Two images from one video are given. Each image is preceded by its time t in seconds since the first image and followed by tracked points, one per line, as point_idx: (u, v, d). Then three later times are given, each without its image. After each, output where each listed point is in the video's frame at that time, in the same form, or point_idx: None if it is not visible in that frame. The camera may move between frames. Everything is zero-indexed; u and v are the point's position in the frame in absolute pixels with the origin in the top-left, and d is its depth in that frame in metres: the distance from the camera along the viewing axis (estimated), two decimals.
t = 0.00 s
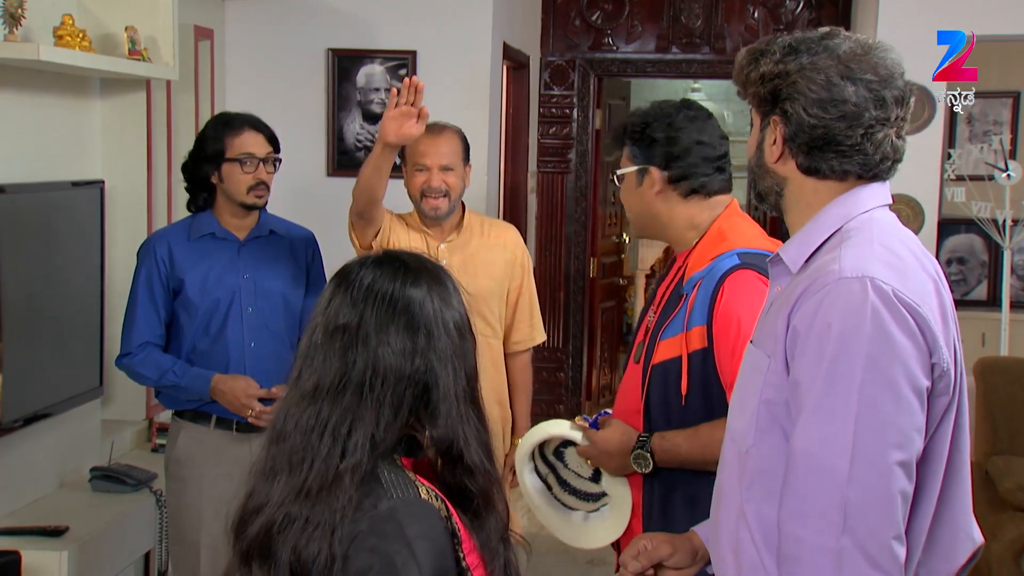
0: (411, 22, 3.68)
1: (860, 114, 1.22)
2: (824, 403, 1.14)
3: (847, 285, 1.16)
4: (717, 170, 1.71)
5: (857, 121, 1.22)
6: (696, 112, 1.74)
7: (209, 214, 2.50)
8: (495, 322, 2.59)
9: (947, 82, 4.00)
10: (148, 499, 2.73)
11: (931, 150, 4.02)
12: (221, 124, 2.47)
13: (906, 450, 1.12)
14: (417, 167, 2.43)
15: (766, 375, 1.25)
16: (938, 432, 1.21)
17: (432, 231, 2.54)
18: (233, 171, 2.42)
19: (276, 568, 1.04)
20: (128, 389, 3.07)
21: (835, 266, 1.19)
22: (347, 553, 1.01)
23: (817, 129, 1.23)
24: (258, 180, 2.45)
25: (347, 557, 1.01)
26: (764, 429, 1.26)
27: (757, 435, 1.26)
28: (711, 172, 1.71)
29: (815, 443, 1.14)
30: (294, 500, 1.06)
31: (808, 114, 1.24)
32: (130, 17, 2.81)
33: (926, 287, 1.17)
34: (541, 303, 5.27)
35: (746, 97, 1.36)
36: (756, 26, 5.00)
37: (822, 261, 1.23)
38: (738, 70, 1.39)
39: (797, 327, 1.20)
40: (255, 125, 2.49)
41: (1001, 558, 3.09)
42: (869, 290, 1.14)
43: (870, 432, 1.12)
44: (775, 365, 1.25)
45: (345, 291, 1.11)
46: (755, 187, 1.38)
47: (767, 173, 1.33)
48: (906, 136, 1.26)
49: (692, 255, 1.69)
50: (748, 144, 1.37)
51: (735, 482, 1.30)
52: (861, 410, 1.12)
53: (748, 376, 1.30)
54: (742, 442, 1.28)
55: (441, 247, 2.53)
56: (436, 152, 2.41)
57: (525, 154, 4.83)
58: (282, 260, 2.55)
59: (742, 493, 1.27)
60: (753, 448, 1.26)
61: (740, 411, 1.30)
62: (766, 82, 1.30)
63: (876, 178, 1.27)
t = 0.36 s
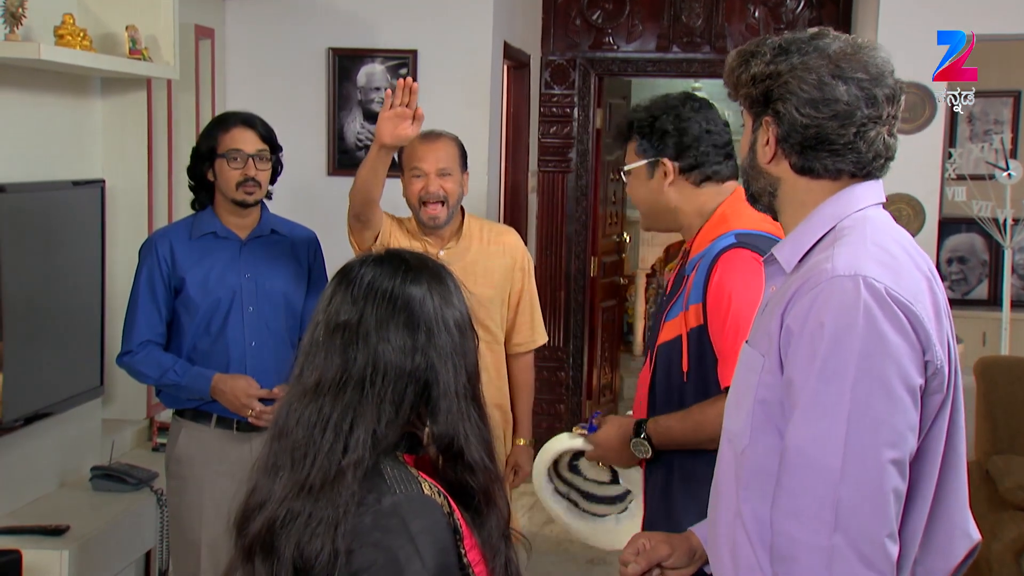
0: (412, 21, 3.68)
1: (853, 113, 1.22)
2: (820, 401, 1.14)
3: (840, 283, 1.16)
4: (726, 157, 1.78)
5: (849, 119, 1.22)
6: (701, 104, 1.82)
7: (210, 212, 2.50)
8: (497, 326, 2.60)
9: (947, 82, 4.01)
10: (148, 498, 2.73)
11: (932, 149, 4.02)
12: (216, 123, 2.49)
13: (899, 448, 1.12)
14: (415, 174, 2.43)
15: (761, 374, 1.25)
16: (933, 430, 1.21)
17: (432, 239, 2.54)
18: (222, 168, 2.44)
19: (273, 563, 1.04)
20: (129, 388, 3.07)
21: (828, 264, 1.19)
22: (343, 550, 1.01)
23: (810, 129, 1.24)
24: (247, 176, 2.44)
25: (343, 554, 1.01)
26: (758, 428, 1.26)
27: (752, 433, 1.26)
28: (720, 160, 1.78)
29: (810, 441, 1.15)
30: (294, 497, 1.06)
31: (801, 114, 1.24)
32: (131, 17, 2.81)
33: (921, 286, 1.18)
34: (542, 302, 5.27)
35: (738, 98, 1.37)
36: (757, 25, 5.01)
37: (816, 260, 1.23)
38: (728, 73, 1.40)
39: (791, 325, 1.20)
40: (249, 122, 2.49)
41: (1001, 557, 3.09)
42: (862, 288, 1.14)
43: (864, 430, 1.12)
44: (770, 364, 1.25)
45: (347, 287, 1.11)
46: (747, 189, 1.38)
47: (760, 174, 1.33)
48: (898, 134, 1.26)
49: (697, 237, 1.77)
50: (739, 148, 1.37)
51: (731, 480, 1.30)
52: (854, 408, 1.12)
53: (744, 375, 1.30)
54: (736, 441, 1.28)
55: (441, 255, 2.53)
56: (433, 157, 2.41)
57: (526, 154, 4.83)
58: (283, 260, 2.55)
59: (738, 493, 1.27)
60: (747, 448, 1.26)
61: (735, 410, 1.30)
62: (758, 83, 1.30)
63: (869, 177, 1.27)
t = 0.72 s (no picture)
0: (413, 20, 3.68)
1: (849, 111, 1.22)
2: (819, 398, 1.14)
3: (838, 281, 1.16)
4: (698, 158, 1.79)
5: (846, 117, 1.22)
6: (675, 104, 1.81)
7: (212, 210, 2.50)
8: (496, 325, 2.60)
9: (947, 82, 4.00)
10: (149, 496, 2.73)
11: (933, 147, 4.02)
12: (218, 121, 2.49)
13: (897, 445, 1.12)
14: (420, 175, 2.42)
15: (760, 373, 1.25)
16: (932, 427, 1.21)
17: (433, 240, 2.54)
18: (228, 165, 2.43)
19: (275, 560, 1.04)
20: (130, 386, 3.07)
21: (827, 262, 1.19)
22: (345, 547, 1.01)
23: (807, 128, 1.23)
24: (253, 172, 2.44)
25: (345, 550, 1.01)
26: (757, 427, 1.26)
27: (751, 431, 1.26)
28: (691, 161, 1.79)
29: (809, 438, 1.14)
30: (295, 494, 1.06)
31: (797, 112, 1.24)
32: (132, 15, 2.81)
33: (919, 283, 1.18)
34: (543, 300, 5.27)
35: (734, 98, 1.37)
36: (758, 23, 5.01)
37: (815, 257, 1.23)
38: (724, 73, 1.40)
39: (790, 323, 1.20)
40: (251, 119, 2.49)
41: (1002, 555, 3.09)
42: (860, 286, 1.14)
43: (862, 427, 1.12)
44: (769, 362, 1.25)
45: (346, 284, 1.11)
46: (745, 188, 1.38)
47: (757, 173, 1.33)
48: (894, 132, 1.26)
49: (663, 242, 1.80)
50: (738, 148, 1.37)
51: (731, 479, 1.30)
52: (854, 405, 1.12)
53: (743, 374, 1.30)
54: (736, 440, 1.28)
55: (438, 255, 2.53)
56: (437, 157, 2.43)
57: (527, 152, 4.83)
58: (285, 258, 2.55)
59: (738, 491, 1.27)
60: (746, 446, 1.26)
61: (734, 409, 1.30)
62: (755, 82, 1.30)
63: (867, 175, 1.27)
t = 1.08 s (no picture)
0: (414, 18, 3.68)
1: (854, 109, 1.22)
2: (827, 398, 1.14)
3: (844, 280, 1.15)
4: (682, 158, 1.86)
5: (850, 115, 1.22)
6: (662, 104, 1.88)
7: (213, 207, 2.49)
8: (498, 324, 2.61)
9: (947, 82, 4.00)
10: (151, 494, 2.73)
11: (934, 145, 4.02)
12: (222, 118, 2.48)
13: (903, 444, 1.12)
14: (422, 178, 2.42)
15: (765, 373, 1.25)
16: (937, 425, 1.21)
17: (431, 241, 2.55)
18: (238, 162, 2.42)
19: (286, 561, 1.04)
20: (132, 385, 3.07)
21: (831, 261, 1.19)
22: (357, 548, 1.02)
23: (812, 126, 1.23)
24: (264, 168, 2.44)
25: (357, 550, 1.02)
26: (762, 426, 1.26)
27: (756, 430, 1.26)
28: (675, 161, 1.86)
29: (815, 438, 1.14)
30: (307, 497, 1.06)
31: (802, 111, 1.24)
32: (132, 13, 2.81)
33: (924, 282, 1.17)
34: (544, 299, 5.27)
35: (737, 97, 1.36)
36: (759, 21, 5.00)
37: (819, 256, 1.23)
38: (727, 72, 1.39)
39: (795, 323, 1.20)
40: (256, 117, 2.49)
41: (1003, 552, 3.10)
42: (866, 285, 1.14)
43: (869, 426, 1.12)
44: (774, 361, 1.25)
45: (352, 285, 1.11)
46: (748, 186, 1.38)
47: (761, 171, 1.33)
48: (898, 130, 1.26)
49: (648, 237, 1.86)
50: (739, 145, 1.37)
51: (735, 478, 1.30)
52: (860, 405, 1.12)
53: (746, 374, 1.30)
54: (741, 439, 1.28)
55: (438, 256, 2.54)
56: (438, 158, 2.43)
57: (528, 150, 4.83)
58: (286, 257, 2.55)
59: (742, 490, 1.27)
60: (751, 446, 1.26)
61: (739, 408, 1.30)
62: (758, 80, 1.30)
63: (871, 172, 1.27)
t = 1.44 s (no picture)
0: (415, 15, 3.67)
1: (858, 106, 1.22)
2: (832, 395, 1.14)
3: (849, 278, 1.15)
4: (680, 156, 1.87)
5: (855, 112, 1.22)
6: (658, 103, 1.88)
7: (213, 206, 2.49)
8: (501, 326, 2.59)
9: (947, 81, 4.00)
10: (151, 491, 2.73)
11: (934, 143, 4.02)
12: (222, 115, 2.46)
13: (910, 443, 1.12)
14: (439, 176, 2.43)
15: (771, 370, 1.25)
16: (942, 424, 1.21)
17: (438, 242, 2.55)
18: (241, 161, 2.42)
19: (292, 560, 1.04)
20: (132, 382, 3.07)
21: (837, 259, 1.18)
22: (365, 547, 1.02)
23: (816, 123, 1.23)
24: (267, 166, 2.44)
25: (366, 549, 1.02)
26: (767, 424, 1.26)
27: (761, 429, 1.26)
28: (673, 159, 1.86)
29: (822, 437, 1.14)
30: (312, 496, 1.06)
31: (806, 108, 1.24)
32: (132, 10, 2.80)
33: (929, 280, 1.17)
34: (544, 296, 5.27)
35: (739, 95, 1.36)
36: (759, 19, 5.00)
37: (824, 254, 1.23)
38: (729, 69, 1.39)
39: (800, 320, 1.20)
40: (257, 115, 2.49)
41: (1002, 550, 3.10)
42: (872, 283, 1.14)
43: (875, 426, 1.12)
44: (779, 359, 1.24)
45: (350, 281, 1.11)
46: (752, 185, 1.38)
47: (763, 170, 1.33)
48: (902, 126, 1.26)
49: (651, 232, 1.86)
50: (744, 143, 1.37)
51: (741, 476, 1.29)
52: (866, 403, 1.12)
53: (751, 373, 1.29)
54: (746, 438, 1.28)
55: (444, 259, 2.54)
56: (454, 157, 2.45)
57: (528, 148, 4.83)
58: (286, 254, 2.55)
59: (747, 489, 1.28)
60: (757, 444, 1.26)
61: (743, 406, 1.30)
62: (763, 78, 1.30)
63: (875, 170, 1.27)
